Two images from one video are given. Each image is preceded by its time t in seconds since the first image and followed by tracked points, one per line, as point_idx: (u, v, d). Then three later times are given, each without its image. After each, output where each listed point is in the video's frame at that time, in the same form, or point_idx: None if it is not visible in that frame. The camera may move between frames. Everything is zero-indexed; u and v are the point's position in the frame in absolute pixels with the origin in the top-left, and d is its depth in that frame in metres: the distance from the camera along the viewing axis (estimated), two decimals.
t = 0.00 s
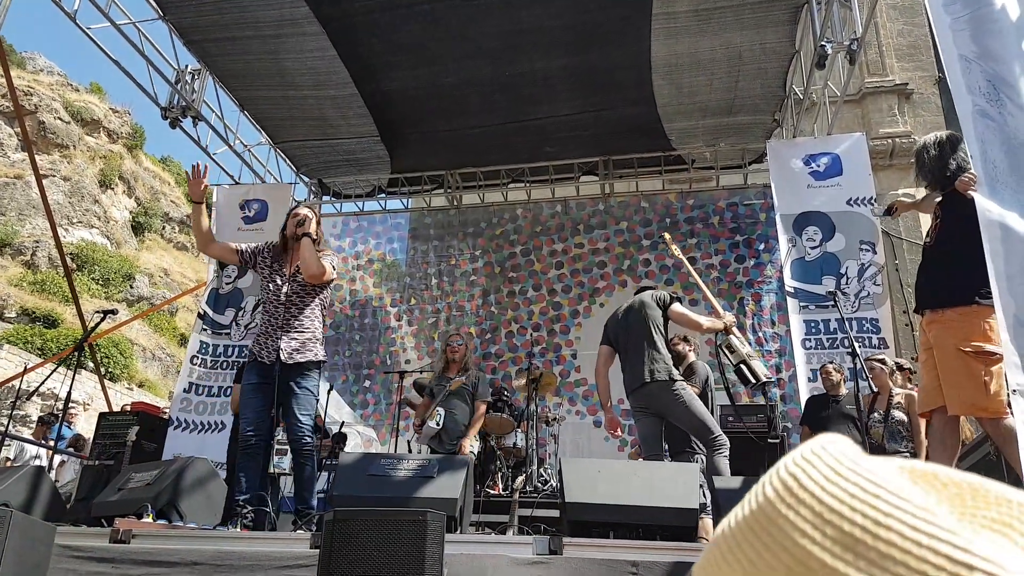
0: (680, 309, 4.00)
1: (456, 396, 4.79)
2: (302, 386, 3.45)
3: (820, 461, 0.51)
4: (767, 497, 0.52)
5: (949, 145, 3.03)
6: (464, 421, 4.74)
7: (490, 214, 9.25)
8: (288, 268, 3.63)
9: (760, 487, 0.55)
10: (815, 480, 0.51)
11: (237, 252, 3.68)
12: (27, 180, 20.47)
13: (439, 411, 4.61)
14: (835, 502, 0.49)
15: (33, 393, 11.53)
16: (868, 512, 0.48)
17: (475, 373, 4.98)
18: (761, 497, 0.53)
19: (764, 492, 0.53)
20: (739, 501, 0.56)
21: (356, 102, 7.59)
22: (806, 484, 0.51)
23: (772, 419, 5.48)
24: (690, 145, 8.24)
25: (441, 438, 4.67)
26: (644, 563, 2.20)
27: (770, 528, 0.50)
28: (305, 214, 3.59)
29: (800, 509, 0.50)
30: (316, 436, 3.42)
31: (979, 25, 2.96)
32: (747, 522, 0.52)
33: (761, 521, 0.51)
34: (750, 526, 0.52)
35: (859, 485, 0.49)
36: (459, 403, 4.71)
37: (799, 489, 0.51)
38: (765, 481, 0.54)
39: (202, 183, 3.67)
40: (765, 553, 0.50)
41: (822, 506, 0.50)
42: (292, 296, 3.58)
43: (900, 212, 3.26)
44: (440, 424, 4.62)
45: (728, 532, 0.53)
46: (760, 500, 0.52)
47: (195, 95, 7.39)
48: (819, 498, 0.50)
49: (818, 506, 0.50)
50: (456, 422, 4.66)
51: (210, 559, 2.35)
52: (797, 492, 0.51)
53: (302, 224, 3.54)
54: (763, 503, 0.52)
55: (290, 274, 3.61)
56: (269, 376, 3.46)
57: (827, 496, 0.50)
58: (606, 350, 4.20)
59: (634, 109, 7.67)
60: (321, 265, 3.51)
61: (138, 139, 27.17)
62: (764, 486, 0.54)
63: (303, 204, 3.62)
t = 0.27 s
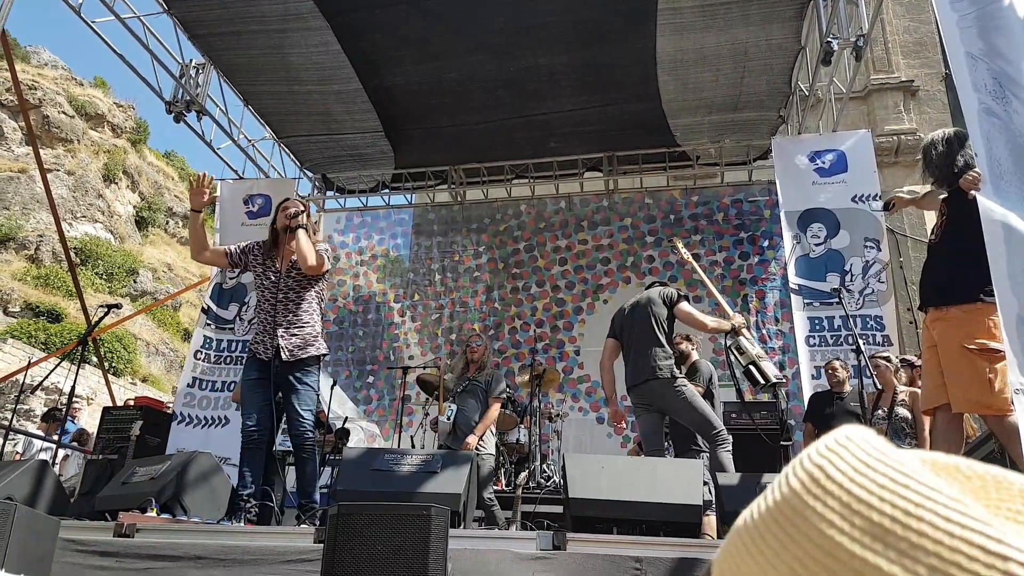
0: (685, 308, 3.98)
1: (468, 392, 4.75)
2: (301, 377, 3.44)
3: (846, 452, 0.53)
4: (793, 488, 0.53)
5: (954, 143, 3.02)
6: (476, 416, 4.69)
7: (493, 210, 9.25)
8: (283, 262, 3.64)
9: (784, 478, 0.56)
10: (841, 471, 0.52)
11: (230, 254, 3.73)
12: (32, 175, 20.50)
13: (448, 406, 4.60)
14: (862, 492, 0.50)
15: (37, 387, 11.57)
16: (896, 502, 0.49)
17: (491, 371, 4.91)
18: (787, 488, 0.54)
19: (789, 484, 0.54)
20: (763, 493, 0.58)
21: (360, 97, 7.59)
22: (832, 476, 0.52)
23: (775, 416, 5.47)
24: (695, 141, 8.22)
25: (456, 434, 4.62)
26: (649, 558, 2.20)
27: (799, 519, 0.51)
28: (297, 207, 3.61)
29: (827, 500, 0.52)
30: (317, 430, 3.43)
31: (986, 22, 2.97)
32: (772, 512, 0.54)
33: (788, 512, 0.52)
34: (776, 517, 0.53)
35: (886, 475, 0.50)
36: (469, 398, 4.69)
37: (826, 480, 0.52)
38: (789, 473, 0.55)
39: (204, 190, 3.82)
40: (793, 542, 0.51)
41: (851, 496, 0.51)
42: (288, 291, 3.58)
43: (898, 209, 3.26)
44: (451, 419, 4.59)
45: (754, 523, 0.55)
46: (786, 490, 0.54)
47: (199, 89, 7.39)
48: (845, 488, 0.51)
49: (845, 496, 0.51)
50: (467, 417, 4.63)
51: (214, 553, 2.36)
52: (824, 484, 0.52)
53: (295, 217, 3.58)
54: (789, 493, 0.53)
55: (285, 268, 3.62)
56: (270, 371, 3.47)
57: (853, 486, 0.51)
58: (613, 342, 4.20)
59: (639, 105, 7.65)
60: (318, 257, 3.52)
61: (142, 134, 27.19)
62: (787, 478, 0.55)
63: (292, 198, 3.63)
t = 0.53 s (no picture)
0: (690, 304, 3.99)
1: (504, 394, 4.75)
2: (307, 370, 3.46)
3: (858, 446, 0.57)
4: (804, 480, 0.57)
5: (961, 139, 3.01)
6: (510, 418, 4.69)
7: (499, 206, 9.26)
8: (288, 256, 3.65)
9: (795, 472, 0.60)
10: (854, 463, 0.56)
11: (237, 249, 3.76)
12: (39, 172, 20.58)
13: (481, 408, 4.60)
14: (876, 484, 0.54)
15: (46, 383, 11.64)
16: (906, 494, 0.52)
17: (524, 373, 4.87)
18: (799, 481, 0.58)
19: (802, 476, 0.58)
20: (775, 485, 0.62)
21: (366, 93, 7.60)
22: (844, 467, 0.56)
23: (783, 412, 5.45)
24: (701, 137, 8.20)
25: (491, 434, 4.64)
26: (656, 554, 2.20)
27: (813, 511, 0.55)
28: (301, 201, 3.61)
29: (840, 492, 0.55)
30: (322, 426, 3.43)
31: (993, 16, 2.91)
32: (786, 504, 0.57)
33: (803, 504, 0.56)
34: (787, 508, 0.57)
35: (899, 463, 0.54)
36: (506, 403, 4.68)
37: (840, 472, 0.56)
38: (801, 467, 0.59)
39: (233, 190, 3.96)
40: (807, 529, 0.55)
41: (862, 488, 0.54)
42: (292, 285, 3.59)
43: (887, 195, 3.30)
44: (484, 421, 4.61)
45: (767, 514, 0.59)
46: (797, 483, 0.57)
47: (206, 86, 7.41)
48: (860, 480, 0.55)
49: (859, 488, 0.54)
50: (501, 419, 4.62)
51: (223, 547, 2.37)
52: (838, 475, 0.56)
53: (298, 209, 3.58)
54: (801, 486, 0.57)
55: (289, 262, 3.63)
56: (275, 366, 3.48)
57: (866, 478, 0.54)
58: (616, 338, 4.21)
59: (645, 100, 7.64)
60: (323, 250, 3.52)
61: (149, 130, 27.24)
62: (799, 472, 0.59)
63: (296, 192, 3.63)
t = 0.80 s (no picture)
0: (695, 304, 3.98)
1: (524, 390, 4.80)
2: (314, 367, 3.47)
3: (877, 448, 0.60)
4: (824, 480, 0.60)
5: (966, 138, 2.99)
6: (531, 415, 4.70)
7: (504, 206, 9.26)
8: (298, 258, 3.65)
9: (814, 472, 0.63)
10: (872, 464, 0.59)
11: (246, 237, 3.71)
12: (45, 173, 20.65)
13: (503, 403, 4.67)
14: (896, 485, 0.57)
15: (53, 384, 11.69)
16: (925, 496, 0.56)
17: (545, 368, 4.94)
18: (820, 482, 0.61)
19: (822, 477, 0.61)
20: (793, 484, 0.65)
21: (371, 94, 7.61)
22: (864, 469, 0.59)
23: (789, 411, 5.44)
24: (706, 135, 8.19)
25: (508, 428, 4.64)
26: (662, 554, 2.20)
27: (833, 510, 0.58)
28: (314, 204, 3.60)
29: (860, 493, 0.58)
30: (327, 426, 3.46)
31: (996, 14, 2.88)
32: (806, 504, 0.60)
33: (823, 504, 0.59)
34: (807, 508, 0.60)
35: (916, 466, 0.57)
36: (525, 397, 4.72)
37: (860, 472, 0.59)
38: (822, 467, 0.62)
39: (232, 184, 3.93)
40: (827, 530, 0.58)
41: (882, 489, 0.57)
42: (300, 288, 3.58)
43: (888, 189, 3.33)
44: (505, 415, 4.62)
45: (788, 515, 0.62)
46: (817, 483, 0.61)
47: (211, 87, 7.43)
48: (879, 481, 0.58)
49: (878, 489, 0.58)
50: (519, 415, 4.65)
51: (230, 548, 2.38)
52: (858, 476, 0.59)
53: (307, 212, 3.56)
54: (821, 487, 0.60)
55: (299, 264, 3.62)
56: (280, 367, 3.48)
57: (885, 478, 0.58)
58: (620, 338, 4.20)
59: (650, 99, 7.63)
60: (331, 255, 3.50)
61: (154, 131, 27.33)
62: (820, 472, 0.62)
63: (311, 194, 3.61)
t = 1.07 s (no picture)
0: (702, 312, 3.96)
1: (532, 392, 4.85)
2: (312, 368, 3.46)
3: (874, 454, 0.64)
4: (823, 485, 0.64)
5: (962, 142, 3.01)
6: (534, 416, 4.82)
7: (504, 208, 9.28)
8: (300, 260, 3.64)
9: (813, 476, 0.67)
10: (870, 471, 0.63)
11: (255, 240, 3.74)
12: (44, 172, 20.61)
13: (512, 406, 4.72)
14: (891, 491, 0.61)
15: (50, 384, 11.67)
16: (918, 504, 0.59)
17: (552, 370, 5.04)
18: (818, 487, 0.64)
19: (821, 482, 0.64)
20: (792, 490, 0.68)
21: (371, 95, 7.62)
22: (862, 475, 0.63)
23: (787, 414, 5.43)
24: (706, 138, 8.20)
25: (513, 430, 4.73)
26: (659, 556, 2.20)
27: (832, 516, 0.61)
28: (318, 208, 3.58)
29: (857, 498, 0.62)
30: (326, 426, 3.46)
31: (993, 20, 2.92)
32: (804, 509, 0.64)
33: (821, 509, 0.62)
34: (806, 512, 0.63)
35: (912, 475, 0.61)
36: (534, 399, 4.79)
37: (857, 478, 0.63)
38: (821, 473, 0.66)
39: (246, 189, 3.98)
40: (824, 534, 0.61)
41: (879, 496, 0.61)
42: (303, 290, 3.58)
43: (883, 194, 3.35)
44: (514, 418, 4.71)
45: (787, 519, 0.65)
46: (816, 489, 0.64)
47: (211, 88, 7.44)
48: (874, 487, 0.61)
49: (875, 495, 0.61)
50: (528, 417, 4.74)
51: (227, 550, 2.39)
52: (856, 483, 0.62)
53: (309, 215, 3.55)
54: (820, 492, 0.63)
55: (301, 267, 3.62)
56: (281, 369, 3.49)
57: (882, 486, 0.61)
58: (619, 337, 4.19)
59: (650, 102, 7.64)
60: (332, 257, 3.49)
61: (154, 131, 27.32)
62: (818, 477, 0.65)
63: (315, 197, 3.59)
